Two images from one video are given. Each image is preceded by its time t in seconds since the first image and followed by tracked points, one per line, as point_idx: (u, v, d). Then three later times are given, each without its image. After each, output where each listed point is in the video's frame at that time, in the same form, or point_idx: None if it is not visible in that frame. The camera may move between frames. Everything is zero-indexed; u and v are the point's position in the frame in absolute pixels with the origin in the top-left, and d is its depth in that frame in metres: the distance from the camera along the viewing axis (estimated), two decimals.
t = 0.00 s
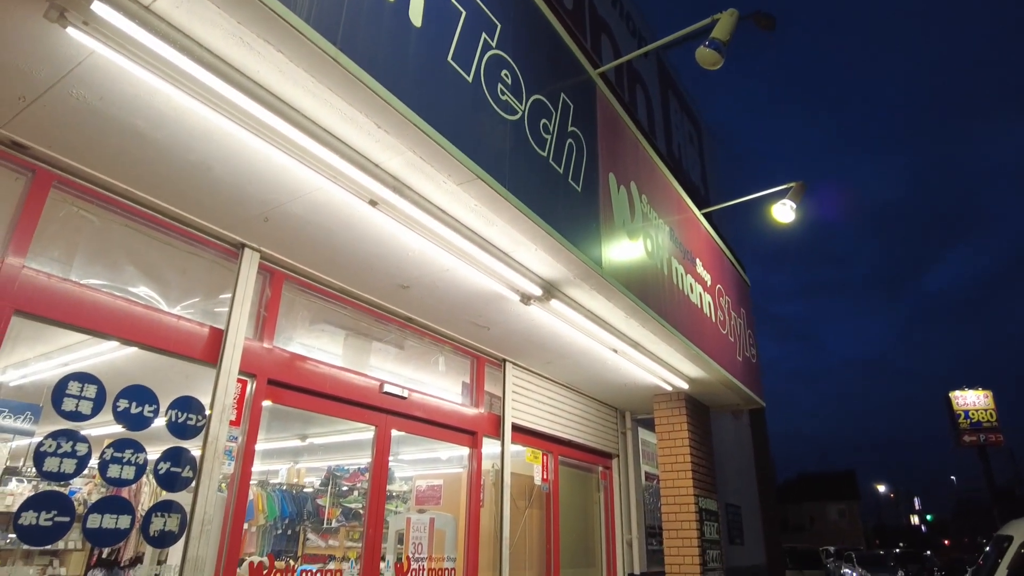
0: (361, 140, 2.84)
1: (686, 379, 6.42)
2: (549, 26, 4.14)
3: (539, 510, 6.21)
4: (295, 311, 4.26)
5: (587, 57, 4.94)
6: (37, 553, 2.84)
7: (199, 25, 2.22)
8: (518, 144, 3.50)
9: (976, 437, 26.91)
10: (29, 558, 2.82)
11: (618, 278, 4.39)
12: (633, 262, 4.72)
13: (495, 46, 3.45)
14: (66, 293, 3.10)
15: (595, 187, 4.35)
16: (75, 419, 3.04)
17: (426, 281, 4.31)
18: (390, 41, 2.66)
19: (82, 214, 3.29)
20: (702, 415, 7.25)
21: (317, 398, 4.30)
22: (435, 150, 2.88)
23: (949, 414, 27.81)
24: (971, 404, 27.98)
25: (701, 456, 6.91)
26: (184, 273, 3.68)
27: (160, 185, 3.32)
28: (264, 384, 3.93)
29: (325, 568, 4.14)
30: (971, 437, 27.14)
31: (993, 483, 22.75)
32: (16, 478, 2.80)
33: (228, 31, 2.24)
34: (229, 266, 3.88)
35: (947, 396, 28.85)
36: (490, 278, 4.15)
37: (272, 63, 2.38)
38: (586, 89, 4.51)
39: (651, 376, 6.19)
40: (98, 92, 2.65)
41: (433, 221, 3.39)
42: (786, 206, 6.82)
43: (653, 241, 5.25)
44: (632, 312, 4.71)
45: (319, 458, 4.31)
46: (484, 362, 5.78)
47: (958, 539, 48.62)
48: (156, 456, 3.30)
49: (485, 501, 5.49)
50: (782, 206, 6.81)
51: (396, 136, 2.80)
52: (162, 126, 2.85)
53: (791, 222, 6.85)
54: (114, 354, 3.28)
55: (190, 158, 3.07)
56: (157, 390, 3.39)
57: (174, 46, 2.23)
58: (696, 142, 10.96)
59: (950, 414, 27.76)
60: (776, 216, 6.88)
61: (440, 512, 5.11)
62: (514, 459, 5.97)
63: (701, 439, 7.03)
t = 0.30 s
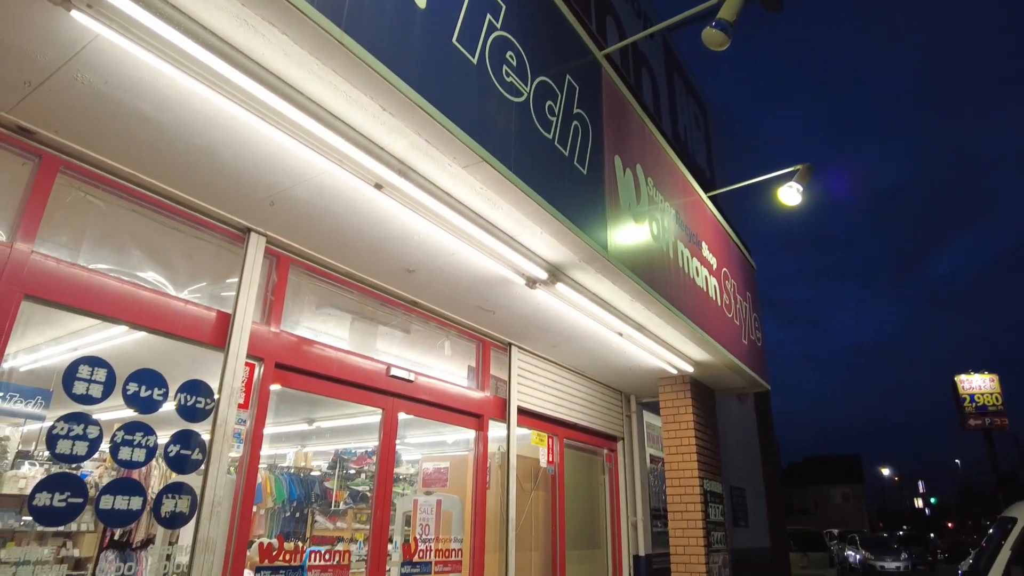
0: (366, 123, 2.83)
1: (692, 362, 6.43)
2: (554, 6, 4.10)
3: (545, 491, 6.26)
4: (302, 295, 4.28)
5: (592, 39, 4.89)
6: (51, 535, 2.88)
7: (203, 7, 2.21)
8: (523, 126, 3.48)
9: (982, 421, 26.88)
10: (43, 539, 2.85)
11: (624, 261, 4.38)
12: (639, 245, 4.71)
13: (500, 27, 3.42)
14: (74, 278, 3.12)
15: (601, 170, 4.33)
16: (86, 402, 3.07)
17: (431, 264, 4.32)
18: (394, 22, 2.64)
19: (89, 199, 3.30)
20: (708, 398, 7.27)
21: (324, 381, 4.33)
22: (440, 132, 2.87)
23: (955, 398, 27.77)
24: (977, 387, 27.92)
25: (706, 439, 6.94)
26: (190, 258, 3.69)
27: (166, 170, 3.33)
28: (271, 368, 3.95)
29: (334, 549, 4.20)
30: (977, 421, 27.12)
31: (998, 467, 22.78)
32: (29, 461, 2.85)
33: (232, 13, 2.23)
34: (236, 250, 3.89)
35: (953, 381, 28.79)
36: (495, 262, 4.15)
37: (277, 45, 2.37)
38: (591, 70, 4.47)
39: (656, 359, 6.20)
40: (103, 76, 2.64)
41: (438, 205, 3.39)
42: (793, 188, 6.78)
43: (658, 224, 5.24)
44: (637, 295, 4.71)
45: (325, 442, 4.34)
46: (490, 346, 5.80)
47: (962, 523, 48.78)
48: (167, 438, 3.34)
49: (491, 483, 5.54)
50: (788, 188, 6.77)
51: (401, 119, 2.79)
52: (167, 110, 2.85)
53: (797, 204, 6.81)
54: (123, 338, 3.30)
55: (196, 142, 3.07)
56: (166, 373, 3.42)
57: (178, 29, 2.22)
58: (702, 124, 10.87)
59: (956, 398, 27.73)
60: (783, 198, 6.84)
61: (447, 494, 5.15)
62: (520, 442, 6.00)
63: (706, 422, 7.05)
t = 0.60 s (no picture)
0: (371, 103, 2.80)
1: (698, 344, 6.41)
2: None
3: (551, 473, 6.28)
4: (306, 277, 4.27)
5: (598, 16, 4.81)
6: (62, 515, 2.91)
7: None
8: (529, 105, 3.44)
9: (989, 403, 26.79)
10: (55, 519, 2.89)
11: (630, 242, 4.35)
12: (646, 226, 4.67)
13: (505, 4, 3.36)
14: (80, 260, 3.11)
15: (607, 149, 4.29)
16: (95, 384, 3.09)
17: (436, 246, 4.30)
18: None
19: (93, 181, 3.29)
20: (714, 380, 7.26)
21: (329, 363, 4.33)
22: (445, 111, 2.84)
23: (962, 380, 27.67)
24: (985, 370, 27.80)
25: (712, 421, 6.94)
26: (195, 240, 3.68)
27: (170, 151, 3.30)
28: (277, 349, 3.96)
29: (341, 531, 4.22)
30: (984, 403, 27.03)
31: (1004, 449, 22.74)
32: (38, 443, 2.87)
33: None
34: (240, 232, 3.88)
35: (961, 363, 28.67)
36: (500, 243, 4.12)
37: (280, 23, 2.33)
38: (597, 48, 4.40)
39: (662, 341, 6.18)
40: (105, 56, 2.62)
41: (444, 185, 3.36)
42: (801, 168, 6.70)
43: (665, 205, 5.19)
44: (644, 277, 4.68)
45: (331, 425, 4.35)
46: (495, 328, 5.79)
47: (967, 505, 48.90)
48: (174, 419, 3.36)
49: (498, 464, 5.56)
50: (797, 167, 6.69)
51: (406, 98, 2.76)
52: (170, 91, 2.82)
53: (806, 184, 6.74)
54: (130, 321, 3.31)
55: (199, 122, 3.05)
56: (173, 356, 3.43)
57: (179, 7, 2.19)
58: (709, 104, 10.75)
59: (963, 380, 27.63)
60: (791, 178, 6.76)
61: (453, 475, 5.17)
62: (526, 423, 6.02)
63: (712, 404, 7.04)
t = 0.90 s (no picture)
0: (375, 83, 2.78)
1: (703, 326, 6.41)
2: None
3: (556, 453, 6.32)
4: (312, 260, 4.28)
5: None
6: (74, 496, 2.95)
7: None
8: (533, 84, 3.41)
9: (994, 385, 26.73)
10: (67, 500, 2.93)
11: (635, 223, 4.34)
12: (651, 207, 4.65)
13: None
14: (86, 244, 3.13)
15: (612, 129, 4.26)
16: (103, 366, 3.12)
17: (441, 228, 4.29)
18: None
19: (98, 164, 3.29)
20: (718, 362, 7.27)
21: (335, 345, 4.35)
22: (449, 91, 2.82)
23: (968, 362, 27.62)
24: (991, 352, 27.71)
25: (716, 402, 6.96)
26: (201, 223, 3.69)
27: (174, 133, 3.30)
28: (284, 332, 3.98)
29: (348, 510, 4.27)
30: (989, 385, 26.99)
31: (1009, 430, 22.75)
32: (49, 425, 2.90)
33: None
34: (246, 215, 3.88)
35: (967, 345, 28.58)
36: (505, 225, 4.11)
37: (282, 3, 2.32)
38: (602, 27, 4.36)
39: (667, 323, 6.18)
40: (108, 38, 2.61)
41: (448, 166, 3.35)
42: (808, 148, 6.64)
43: (671, 186, 5.16)
44: (649, 258, 4.67)
45: (338, 407, 4.38)
46: (500, 310, 5.80)
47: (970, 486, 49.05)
48: (183, 400, 3.39)
49: (503, 445, 5.60)
50: (804, 148, 6.63)
51: (410, 78, 2.74)
52: (174, 73, 2.81)
53: (812, 164, 6.68)
54: (137, 304, 3.33)
55: (203, 104, 3.04)
56: (180, 338, 3.46)
57: None
58: (716, 84, 10.65)
59: (969, 362, 27.57)
60: (798, 158, 6.71)
61: (459, 455, 5.22)
62: (531, 405, 6.05)
63: (716, 385, 7.06)
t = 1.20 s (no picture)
0: (379, 66, 2.77)
1: (708, 310, 6.41)
2: None
3: (561, 436, 6.36)
4: (317, 245, 4.28)
5: None
6: (85, 479, 2.99)
7: None
8: (537, 67, 3.39)
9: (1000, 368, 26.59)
10: (78, 483, 2.97)
11: (640, 207, 4.32)
12: (656, 191, 4.63)
13: None
14: (92, 229, 3.14)
15: (617, 112, 4.23)
16: (111, 351, 3.15)
17: (446, 212, 4.29)
18: None
19: (102, 149, 3.29)
20: (723, 346, 7.27)
21: (341, 329, 4.37)
22: (453, 74, 2.81)
23: (974, 346, 27.52)
24: (997, 335, 27.56)
25: (721, 386, 6.97)
26: (206, 208, 3.69)
27: (178, 118, 3.30)
28: (290, 316, 4.00)
29: (355, 493, 4.31)
30: (995, 369, 26.89)
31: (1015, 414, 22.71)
32: (59, 410, 2.94)
33: None
34: (250, 199, 3.89)
35: (973, 329, 28.46)
36: (510, 209, 4.10)
37: None
38: (607, 7, 4.31)
39: (672, 307, 6.17)
40: (111, 22, 2.60)
41: (452, 150, 3.34)
42: (815, 130, 6.59)
43: (676, 168, 5.13)
44: (654, 242, 4.66)
45: (344, 391, 4.41)
46: (505, 294, 5.81)
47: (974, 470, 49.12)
48: (190, 384, 3.42)
49: (508, 429, 5.63)
50: (810, 130, 6.58)
51: (414, 61, 2.73)
52: (177, 57, 2.81)
53: (819, 147, 6.63)
54: (144, 289, 3.35)
55: (207, 88, 3.03)
56: (187, 323, 3.48)
57: None
58: (722, 66, 10.54)
59: (975, 346, 27.48)
60: (804, 141, 6.66)
61: (464, 439, 5.25)
62: (536, 388, 6.07)
63: (721, 369, 7.07)
